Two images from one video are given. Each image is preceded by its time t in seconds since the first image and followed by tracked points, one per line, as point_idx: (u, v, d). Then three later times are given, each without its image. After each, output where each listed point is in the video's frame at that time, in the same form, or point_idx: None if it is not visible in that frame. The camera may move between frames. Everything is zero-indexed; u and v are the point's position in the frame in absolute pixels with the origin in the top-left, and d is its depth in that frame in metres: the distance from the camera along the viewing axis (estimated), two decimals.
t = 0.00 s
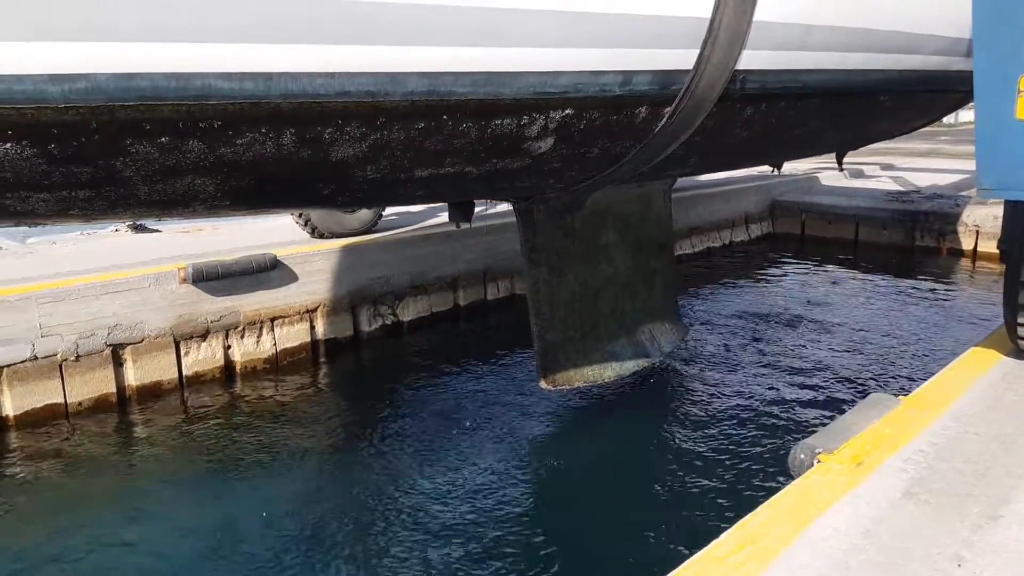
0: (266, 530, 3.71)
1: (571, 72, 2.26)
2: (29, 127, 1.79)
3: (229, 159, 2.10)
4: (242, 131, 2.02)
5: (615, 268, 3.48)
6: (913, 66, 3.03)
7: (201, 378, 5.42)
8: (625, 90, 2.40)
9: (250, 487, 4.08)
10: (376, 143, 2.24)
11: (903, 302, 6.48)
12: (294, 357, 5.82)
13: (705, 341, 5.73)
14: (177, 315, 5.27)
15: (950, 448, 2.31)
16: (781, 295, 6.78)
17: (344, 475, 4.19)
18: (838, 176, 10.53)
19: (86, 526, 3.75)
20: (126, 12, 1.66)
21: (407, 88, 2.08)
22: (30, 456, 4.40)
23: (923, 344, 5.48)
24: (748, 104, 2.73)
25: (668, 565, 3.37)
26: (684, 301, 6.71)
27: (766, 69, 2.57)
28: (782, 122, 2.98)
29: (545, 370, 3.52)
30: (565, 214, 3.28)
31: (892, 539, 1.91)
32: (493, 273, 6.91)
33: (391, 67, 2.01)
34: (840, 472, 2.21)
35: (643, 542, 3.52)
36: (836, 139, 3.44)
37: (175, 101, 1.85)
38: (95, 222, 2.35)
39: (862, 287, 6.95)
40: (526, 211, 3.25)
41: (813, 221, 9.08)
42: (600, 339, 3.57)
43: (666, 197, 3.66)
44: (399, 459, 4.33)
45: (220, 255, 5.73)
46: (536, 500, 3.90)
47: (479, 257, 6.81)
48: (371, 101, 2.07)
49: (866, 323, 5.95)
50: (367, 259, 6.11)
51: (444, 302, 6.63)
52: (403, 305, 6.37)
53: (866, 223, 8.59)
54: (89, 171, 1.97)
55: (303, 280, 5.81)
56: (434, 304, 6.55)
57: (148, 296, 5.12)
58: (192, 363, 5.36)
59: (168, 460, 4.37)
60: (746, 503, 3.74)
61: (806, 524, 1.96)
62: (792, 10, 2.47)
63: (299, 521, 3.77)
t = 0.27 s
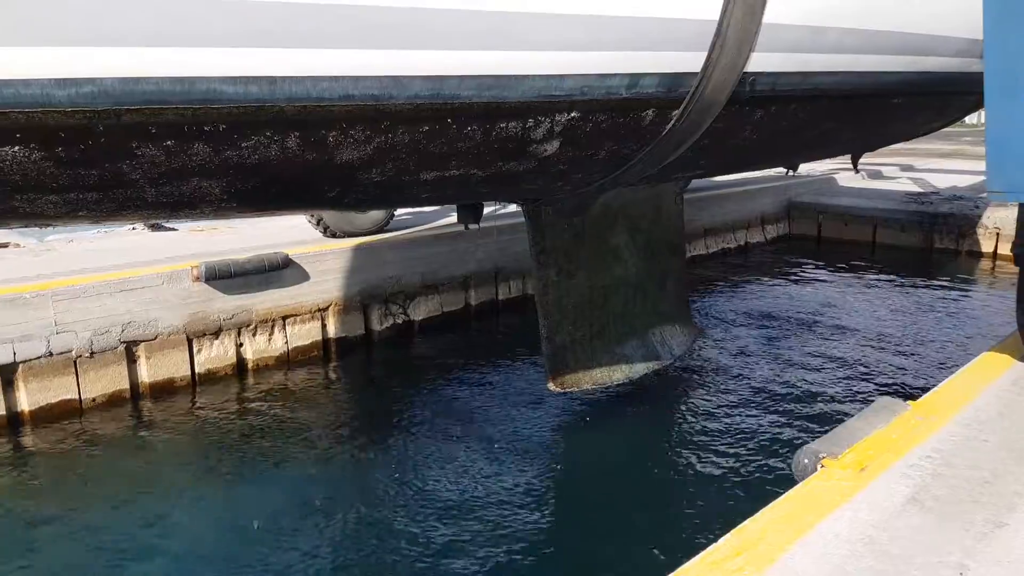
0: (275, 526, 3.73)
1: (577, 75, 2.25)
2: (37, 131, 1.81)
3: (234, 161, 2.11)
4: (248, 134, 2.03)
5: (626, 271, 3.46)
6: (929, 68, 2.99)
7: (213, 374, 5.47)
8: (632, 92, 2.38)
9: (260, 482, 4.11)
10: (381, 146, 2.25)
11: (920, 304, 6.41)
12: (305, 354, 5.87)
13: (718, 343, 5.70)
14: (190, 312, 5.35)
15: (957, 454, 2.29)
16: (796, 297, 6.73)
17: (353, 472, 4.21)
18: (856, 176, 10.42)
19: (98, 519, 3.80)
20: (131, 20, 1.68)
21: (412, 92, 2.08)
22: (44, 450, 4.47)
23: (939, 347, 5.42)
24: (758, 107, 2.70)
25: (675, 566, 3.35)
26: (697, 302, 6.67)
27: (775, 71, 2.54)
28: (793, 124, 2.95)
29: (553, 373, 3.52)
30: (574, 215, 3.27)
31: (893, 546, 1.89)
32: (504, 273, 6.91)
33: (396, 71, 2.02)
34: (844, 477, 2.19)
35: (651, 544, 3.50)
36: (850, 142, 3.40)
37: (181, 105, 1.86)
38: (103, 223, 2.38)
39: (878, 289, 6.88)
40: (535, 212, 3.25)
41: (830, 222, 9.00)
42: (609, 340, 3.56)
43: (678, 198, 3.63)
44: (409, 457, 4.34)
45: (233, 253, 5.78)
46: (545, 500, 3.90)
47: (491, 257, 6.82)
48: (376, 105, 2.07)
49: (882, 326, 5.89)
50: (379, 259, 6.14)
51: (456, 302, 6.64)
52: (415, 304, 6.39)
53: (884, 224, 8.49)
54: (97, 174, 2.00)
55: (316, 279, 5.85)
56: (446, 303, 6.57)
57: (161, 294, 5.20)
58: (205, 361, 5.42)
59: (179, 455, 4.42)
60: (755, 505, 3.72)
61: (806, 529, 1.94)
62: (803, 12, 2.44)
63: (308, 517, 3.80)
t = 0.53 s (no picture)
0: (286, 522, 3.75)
1: (586, 77, 2.24)
2: (47, 132, 1.83)
3: (243, 163, 2.13)
4: (256, 136, 2.04)
5: (639, 272, 3.44)
6: (947, 68, 2.94)
7: (227, 372, 5.51)
8: (642, 94, 2.37)
9: (272, 479, 4.14)
10: (389, 148, 2.25)
11: (940, 307, 6.33)
12: (319, 353, 5.90)
13: (733, 344, 5.66)
14: (205, 310, 5.41)
15: (969, 458, 2.25)
16: (813, 298, 6.67)
17: (364, 470, 4.23)
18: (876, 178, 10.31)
19: (110, 514, 3.85)
20: (136, 26, 1.69)
21: (420, 94, 2.08)
22: (60, 446, 4.54)
23: (959, 350, 5.35)
24: (770, 108, 2.67)
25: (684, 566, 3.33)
26: (712, 303, 6.63)
27: (788, 72, 2.51)
28: (806, 126, 2.91)
29: (565, 374, 3.50)
30: (586, 217, 3.25)
31: (899, 551, 1.86)
32: (519, 273, 6.91)
33: (405, 73, 2.02)
34: (851, 481, 2.17)
35: (660, 545, 3.48)
36: (866, 144, 3.36)
37: (190, 107, 1.88)
38: (115, 223, 2.41)
39: (897, 292, 6.80)
40: (547, 214, 3.24)
41: (849, 223, 8.91)
42: (622, 343, 3.53)
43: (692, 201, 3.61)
44: (421, 455, 4.35)
45: (249, 251, 5.83)
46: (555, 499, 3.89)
47: (505, 257, 6.82)
48: (384, 107, 2.08)
49: (900, 328, 5.82)
50: (392, 258, 6.16)
51: (470, 302, 6.65)
52: (428, 303, 6.40)
53: (904, 226, 8.39)
54: (107, 174, 2.02)
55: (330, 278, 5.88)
56: (459, 303, 6.58)
57: (177, 291, 5.26)
58: (220, 358, 5.47)
59: (193, 450, 4.47)
60: (766, 506, 3.68)
61: (811, 534, 1.92)
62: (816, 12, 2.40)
63: (318, 513, 3.82)
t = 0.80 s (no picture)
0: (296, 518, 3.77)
1: (597, 77, 2.23)
2: (57, 131, 1.85)
3: (253, 161, 2.13)
4: (266, 135, 2.05)
5: (651, 273, 3.42)
6: (964, 68, 2.90)
7: (241, 369, 5.55)
8: (653, 94, 2.35)
9: (283, 475, 4.16)
10: (399, 148, 2.25)
11: (958, 308, 6.25)
12: (332, 350, 5.92)
13: (747, 344, 5.62)
14: (219, 307, 5.44)
15: (981, 459, 2.22)
16: (829, 299, 6.61)
17: (375, 467, 4.24)
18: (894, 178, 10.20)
19: (121, 509, 3.88)
20: (143, 27, 1.70)
21: (429, 93, 2.08)
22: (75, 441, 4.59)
23: (978, 352, 5.28)
24: (783, 108, 2.65)
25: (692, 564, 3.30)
26: (727, 304, 6.59)
27: (801, 72, 2.49)
28: (819, 127, 2.88)
29: (576, 375, 3.50)
30: (598, 218, 3.24)
31: (907, 551, 1.84)
32: (532, 272, 6.90)
33: (414, 72, 2.02)
34: (860, 481, 2.15)
35: (669, 545, 3.46)
36: (882, 144, 3.32)
37: (200, 106, 1.88)
38: (127, 221, 2.43)
39: (915, 293, 6.73)
40: (559, 214, 3.23)
41: (866, 224, 8.82)
42: (633, 343, 3.52)
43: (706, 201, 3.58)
44: (431, 453, 4.35)
45: (263, 249, 5.86)
46: (565, 497, 3.88)
47: (519, 256, 6.82)
48: (394, 107, 2.08)
49: (917, 329, 5.76)
50: (406, 256, 6.18)
51: (483, 301, 6.65)
52: (441, 302, 6.40)
53: (923, 227, 8.30)
54: (118, 173, 2.03)
55: (343, 276, 5.90)
56: (473, 302, 6.58)
57: (191, 288, 5.30)
58: (233, 355, 5.51)
59: (205, 446, 4.50)
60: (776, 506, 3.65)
61: (818, 534, 1.90)
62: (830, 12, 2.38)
63: (326, 509, 3.83)
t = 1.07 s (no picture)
0: (305, 517, 3.78)
1: (608, 78, 2.22)
2: (68, 132, 1.85)
3: (264, 163, 2.13)
4: (276, 137, 2.05)
5: (663, 275, 3.41)
6: (980, 69, 2.87)
7: (251, 368, 5.56)
8: (664, 96, 2.34)
9: (292, 474, 4.17)
10: (410, 149, 2.25)
11: (972, 310, 6.21)
12: (342, 350, 5.93)
13: (759, 345, 5.60)
14: (229, 307, 5.46)
15: (994, 462, 2.21)
16: (840, 300, 6.58)
17: (384, 466, 4.24)
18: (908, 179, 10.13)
19: (131, 508, 3.91)
20: (153, 28, 1.70)
21: (440, 95, 2.07)
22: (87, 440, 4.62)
23: (991, 354, 5.24)
24: (796, 110, 2.63)
25: (702, 566, 3.29)
26: (737, 305, 6.57)
27: (814, 73, 2.47)
28: (831, 129, 2.86)
29: (587, 377, 3.48)
30: (609, 219, 3.23)
31: (920, 555, 1.82)
32: (543, 272, 6.89)
33: (426, 74, 2.01)
34: (872, 484, 2.13)
35: (678, 546, 3.45)
36: (896, 146, 3.29)
37: (211, 108, 1.88)
38: (139, 222, 2.44)
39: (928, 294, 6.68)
40: (571, 215, 3.22)
41: (879, 225, 8.76)
42: (644, 345, 3.51)
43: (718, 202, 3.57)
44: (441, 453, 4.35)
45: (273, 249, 5.88)
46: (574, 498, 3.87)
47: (529, 256, 6.81)
48: (405, 108, 2.07)
49: (932, 332, 5.71)
50: (416, 256, 6.18)
51: (494, 301, 6.65)
52: (452, 303, 6.41)
53: (936, 228, 8.23)
54: (128, 174, 2.04)
55: (353, 276, 5.91)
56: (483, 302, 6.57)
57: (202, 288, 5.32)
58: (243, 355, 5.52)
59: (215, 446, 4.51)
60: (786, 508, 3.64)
61: (829, 537, 1.89)
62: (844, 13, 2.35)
63: (335, 508, 3.84)
